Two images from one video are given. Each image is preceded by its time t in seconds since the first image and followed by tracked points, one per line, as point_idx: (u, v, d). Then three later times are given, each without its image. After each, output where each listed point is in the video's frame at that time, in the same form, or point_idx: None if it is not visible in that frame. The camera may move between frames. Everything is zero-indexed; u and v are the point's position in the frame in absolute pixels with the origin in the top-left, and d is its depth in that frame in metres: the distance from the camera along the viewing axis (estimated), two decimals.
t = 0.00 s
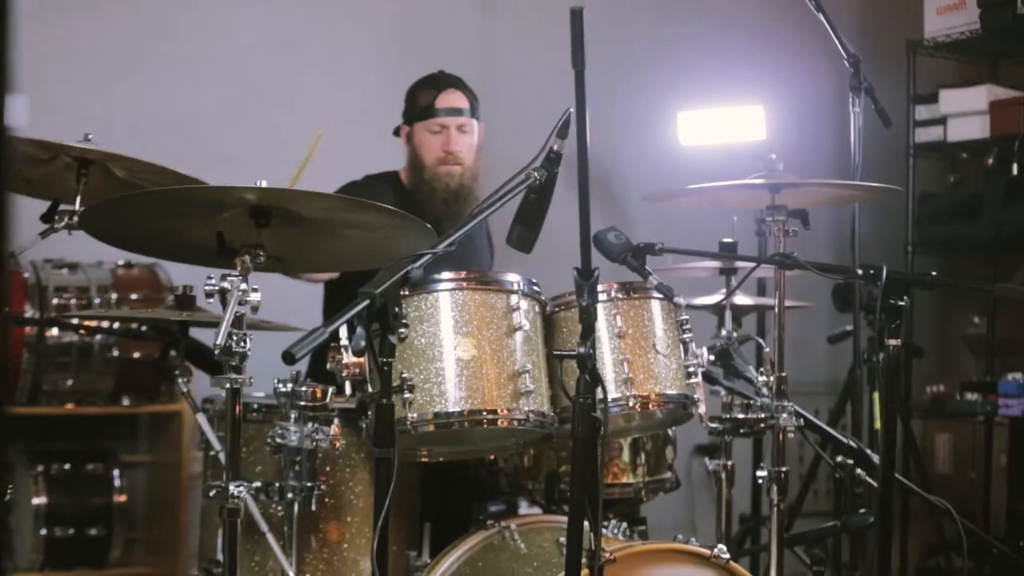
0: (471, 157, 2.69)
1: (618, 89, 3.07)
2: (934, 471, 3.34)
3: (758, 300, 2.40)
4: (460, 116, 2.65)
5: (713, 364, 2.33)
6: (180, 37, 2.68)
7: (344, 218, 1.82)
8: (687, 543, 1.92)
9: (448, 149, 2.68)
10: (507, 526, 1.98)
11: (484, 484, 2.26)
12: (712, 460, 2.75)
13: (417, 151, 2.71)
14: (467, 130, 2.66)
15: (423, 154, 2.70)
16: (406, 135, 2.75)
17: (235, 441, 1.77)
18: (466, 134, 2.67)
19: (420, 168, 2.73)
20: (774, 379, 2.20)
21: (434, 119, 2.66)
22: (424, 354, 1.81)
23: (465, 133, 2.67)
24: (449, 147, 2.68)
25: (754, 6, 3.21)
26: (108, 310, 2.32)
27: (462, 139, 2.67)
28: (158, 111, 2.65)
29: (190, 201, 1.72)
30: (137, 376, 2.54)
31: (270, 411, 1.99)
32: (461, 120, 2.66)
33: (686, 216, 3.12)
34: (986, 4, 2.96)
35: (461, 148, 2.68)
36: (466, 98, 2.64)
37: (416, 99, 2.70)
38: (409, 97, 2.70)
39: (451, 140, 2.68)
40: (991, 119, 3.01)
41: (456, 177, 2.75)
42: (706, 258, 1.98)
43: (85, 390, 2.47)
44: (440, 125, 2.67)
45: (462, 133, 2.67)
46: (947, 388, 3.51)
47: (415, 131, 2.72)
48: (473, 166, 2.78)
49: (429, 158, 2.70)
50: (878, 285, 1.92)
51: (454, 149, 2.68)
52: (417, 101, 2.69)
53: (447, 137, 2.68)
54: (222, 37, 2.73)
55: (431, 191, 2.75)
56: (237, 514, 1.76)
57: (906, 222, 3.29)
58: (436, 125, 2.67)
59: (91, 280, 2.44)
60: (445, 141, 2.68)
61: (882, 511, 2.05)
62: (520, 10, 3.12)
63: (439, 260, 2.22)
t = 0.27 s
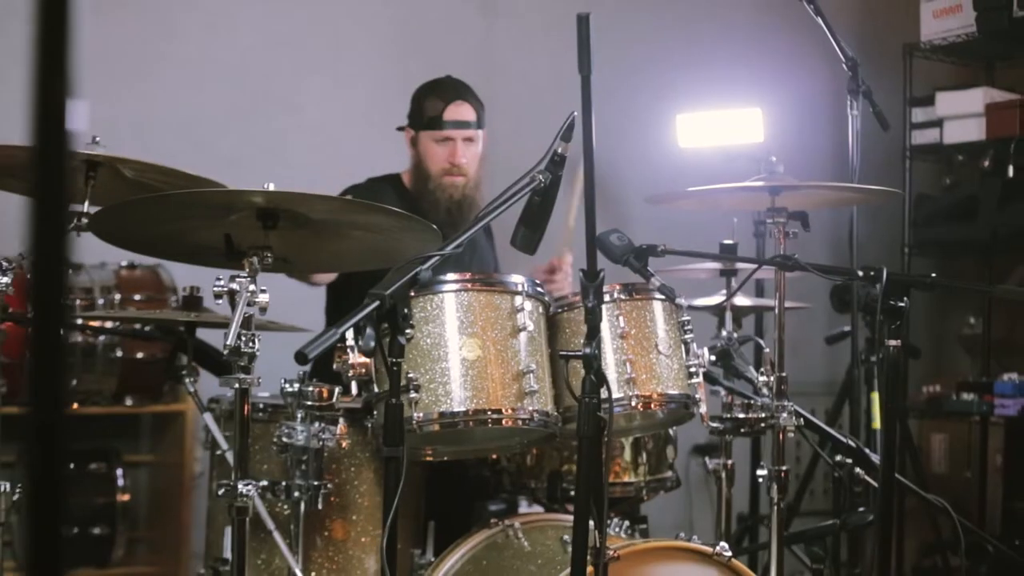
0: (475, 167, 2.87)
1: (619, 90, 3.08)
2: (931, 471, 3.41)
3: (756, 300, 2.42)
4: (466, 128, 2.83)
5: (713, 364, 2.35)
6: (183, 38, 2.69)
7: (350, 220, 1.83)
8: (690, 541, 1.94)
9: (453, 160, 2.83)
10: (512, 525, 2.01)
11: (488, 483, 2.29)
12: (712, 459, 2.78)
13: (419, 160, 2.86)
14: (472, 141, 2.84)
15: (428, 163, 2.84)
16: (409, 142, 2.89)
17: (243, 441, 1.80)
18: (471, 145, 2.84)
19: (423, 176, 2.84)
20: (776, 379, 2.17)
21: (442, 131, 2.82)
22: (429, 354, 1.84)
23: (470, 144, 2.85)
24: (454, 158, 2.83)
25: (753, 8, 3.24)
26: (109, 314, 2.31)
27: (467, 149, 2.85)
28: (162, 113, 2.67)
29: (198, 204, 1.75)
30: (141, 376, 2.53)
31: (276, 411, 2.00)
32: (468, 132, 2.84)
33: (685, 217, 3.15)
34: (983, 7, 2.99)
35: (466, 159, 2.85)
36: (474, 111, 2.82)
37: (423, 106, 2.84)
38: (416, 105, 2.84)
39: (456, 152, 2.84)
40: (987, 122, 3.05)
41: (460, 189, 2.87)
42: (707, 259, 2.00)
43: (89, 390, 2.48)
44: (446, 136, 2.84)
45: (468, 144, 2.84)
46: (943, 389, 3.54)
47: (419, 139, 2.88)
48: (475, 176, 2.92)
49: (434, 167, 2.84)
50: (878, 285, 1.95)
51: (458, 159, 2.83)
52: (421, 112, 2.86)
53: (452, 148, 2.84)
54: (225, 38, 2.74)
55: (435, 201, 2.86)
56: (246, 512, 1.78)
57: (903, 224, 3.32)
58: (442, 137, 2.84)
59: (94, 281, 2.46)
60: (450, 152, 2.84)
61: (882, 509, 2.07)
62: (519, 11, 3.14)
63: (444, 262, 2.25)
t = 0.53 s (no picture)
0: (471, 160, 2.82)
1: (617, 89, 3.10)
2: (927, 467, 3.40)
3: (755, 299, 2.42)
4: (458, 121, 2.77)
5: (712, 362, 2.37)
6: (184, 39, 2.70)
7: (352, 219, 1.85)
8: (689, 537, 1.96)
9: (448, 154, 2.79)
10: (512, 521, 2.02)
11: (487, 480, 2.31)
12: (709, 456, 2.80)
13: (416, 156, 2.81)
14: (466, 133, 2.79)
15: (424, 159, 2.80)
16: (404, 139, 2.83)
17: (247, 438, 1.81)
18: (465, 137, 2.80)
19: (419, 173, 2.81)
20: (772, 376, 2.19)
21: (434, 126, 2.78)
22: (431, 353, 1.85)
23: (464, 137, 2.80)
24: (449, 151, 2.79)
25: (750, 8, 3.25)
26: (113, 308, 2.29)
27: (462, 141, 2.80)
28: (164, 113, 2.67)
29: (202, 203, 1.76)
30: (141, 377, 2.55)
31: (278, 409, 2.01)
32: (461, 124, 2.77)
33: (683, 217, 3.16)
34: (979, 7, 3.00)
35: (460, 151, 2.80)
36: (465, 103, 2.76)
37: (416, 102, 2.79)
38: (406, 101, 2.80)
39: (451, 145, 2.79)
40: (983, 120, 3.06)
41: (457, 181, 2.83)
42: (706, 258, 2.02)
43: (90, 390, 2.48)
44: (439, 130, 2.79)
45: (462, 137, 2.79)
46: (939, 386, 3.56)
47: (412, 137, 2.81)
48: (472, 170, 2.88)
49: (429, 162, 2.80)
50: (877, 283, 1.97)
51: (453, 152, 2.79)
52: (413, 108, 2.79)
53: (446, 142, 2.79)
54: (225, 39, 2.75)
55: (433, 197, 2.84)
56: (249, 509, 1.80)
57: (900, 222, 3.34)
58: (435, 131, 2.80)
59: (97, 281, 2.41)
60: (444, 145, 2.80)
61: (880, 505, 2.09)
62: (518, 12, 3.16)
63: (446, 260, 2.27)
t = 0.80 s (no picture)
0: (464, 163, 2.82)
1: (613, 88, 3.10)
2: (918, 464, 3.43)
3: (748, 295, 2.44)
4: (454, 126, 2.75)
5: (706, 358, 2.38)
6: (182, 38, 2.70)
7: (349, 215, 1.86)
8: (683, 531, 1.97)
9: (441, 158, 2.79)
10: (507, 516, 2.04)
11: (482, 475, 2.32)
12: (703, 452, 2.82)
13: (409, 157, 2.82)
14: (461, 139, 2.78)
15: (418, 161, 2.80)
16: (398, 138, 2.83)
17: (244, 432, 1.82)
18: (459, 142, 2.78)
19: (413, 174, 2.82)
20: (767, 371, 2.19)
21: (430, 130, 2.76)
22: (427, 348, 1.86)
23: (458, 141, 2.79)
24: (442, 156, 2.78)
25: (745, 6, 3.27)
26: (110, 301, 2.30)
27: (456, 146, 2.79)
28: (162, 111, 2.68)
29: (200, 199, 1.77)
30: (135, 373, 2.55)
31: (274, 403, 2.02)
32: (456, 129, 2.76)
33: (676, 215, 3.17)
34: (972, 6, 3.03)
35: (454, 156, 2.80)
36: (462, 108, 2.73)
37: (411, 103, 2.75)
38: (403, 102, 2.77)
39: (445, 149, 2.79)
40: (975, 118, 3.10)
41: (449, 185, 2.84)
42: (701, 254, 2.03)
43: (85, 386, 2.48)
44: (434, 134, 2.77)
45: (456, 142, 2.78)
46: (931, 383, 3.58)
47: (405, 135, 2.81)
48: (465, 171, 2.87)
49: (423, 164, 2.80)
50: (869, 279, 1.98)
51: (447, 157, 2.79)
52: (410, 109, 2.75)
53: (440, 146, 2.78)
54: (223, 38, 2.75)
55: (424, 197, 2.86)
56: (246, 503, 1.81)
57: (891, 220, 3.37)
58: (429, 135, 2.77)
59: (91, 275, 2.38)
60: (438, 150, 2.78)
61: (873, 499, 2.11)
62: (515, 10, 3.17)
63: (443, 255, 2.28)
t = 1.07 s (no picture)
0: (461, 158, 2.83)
1: (612, 87, 3.11)
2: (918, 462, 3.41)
3: (748, 292, 2.45)
4: (450, 121, 2.79)
5: (706, 354, 2.39)
6: (183, 37, 2.71)
7: (351, 212, 1.87)
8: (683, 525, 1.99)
9: (438, 153, 2.81)
10: (509, 511, 2.05)
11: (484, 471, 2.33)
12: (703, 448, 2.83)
13: (407, 153, 2.84)
14: (457, 134, 2.80)
15: (416, 157, 2.83)
16: (397, 135, 2.86)
17: (248, 428, 1.83)
18: (456, 137, 2.81)
19: (411, 170, 2.83)
20: (766, 368, 2.22)
21: (427, 125, 2.80)
22: (429, 344, 1.87)
23: (455, 136, 2.81)
24: (439, 151, 2.81)
25: (744, 5, 3.28)
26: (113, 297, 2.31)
27: (452, 141, 2.82)
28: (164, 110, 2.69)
29: (204, 195, 1.78)
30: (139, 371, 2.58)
31: (276, 400, 2.04)
32: (452, 124, 2.79)
33: (676, 213, 3.18)
34: (969, 5, 3.04)
35: (451, 151, 2.82)
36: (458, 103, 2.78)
37: (409, 99, 2.82)
38: (401, 98, 2.83)
39: (441, 144, 2.81)
40: (973, 117, 3.11)
41: (447, 179, 2.85)
42: (701, 250, 2.04)
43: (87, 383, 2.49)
44: (432, 129, 2.80)
45: (453, 137, 2.81)
46: (929, 381, 3.60)
47: (405, 132, 2.85)
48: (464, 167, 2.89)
49: (421, 159, 2.82)
50: (870, 274, 1.99)
51: (444, 151, 2.81)
52: (407, 106, 2.82)
53: (437, 141, 2.81)
54: (223, 37, 2.76)
55: (423, 193, 2.86)
56: (250, 498, 1.82)
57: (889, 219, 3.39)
58: (426, 130, 2.81)
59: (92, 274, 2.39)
60: (434, 145, 2.81)
61: (872, 495, 2.12)
62: (514, 10, 3.18)
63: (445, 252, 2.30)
